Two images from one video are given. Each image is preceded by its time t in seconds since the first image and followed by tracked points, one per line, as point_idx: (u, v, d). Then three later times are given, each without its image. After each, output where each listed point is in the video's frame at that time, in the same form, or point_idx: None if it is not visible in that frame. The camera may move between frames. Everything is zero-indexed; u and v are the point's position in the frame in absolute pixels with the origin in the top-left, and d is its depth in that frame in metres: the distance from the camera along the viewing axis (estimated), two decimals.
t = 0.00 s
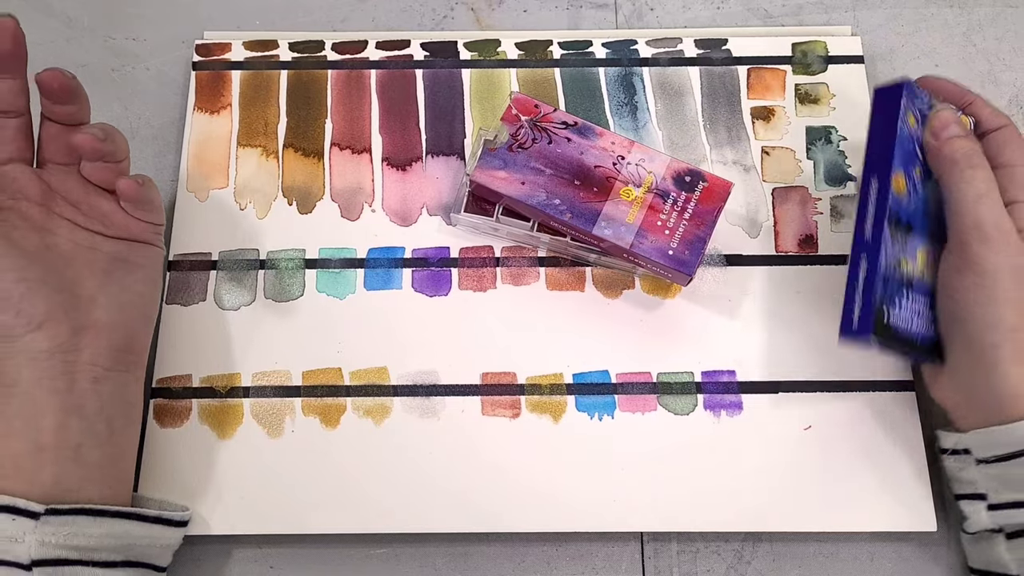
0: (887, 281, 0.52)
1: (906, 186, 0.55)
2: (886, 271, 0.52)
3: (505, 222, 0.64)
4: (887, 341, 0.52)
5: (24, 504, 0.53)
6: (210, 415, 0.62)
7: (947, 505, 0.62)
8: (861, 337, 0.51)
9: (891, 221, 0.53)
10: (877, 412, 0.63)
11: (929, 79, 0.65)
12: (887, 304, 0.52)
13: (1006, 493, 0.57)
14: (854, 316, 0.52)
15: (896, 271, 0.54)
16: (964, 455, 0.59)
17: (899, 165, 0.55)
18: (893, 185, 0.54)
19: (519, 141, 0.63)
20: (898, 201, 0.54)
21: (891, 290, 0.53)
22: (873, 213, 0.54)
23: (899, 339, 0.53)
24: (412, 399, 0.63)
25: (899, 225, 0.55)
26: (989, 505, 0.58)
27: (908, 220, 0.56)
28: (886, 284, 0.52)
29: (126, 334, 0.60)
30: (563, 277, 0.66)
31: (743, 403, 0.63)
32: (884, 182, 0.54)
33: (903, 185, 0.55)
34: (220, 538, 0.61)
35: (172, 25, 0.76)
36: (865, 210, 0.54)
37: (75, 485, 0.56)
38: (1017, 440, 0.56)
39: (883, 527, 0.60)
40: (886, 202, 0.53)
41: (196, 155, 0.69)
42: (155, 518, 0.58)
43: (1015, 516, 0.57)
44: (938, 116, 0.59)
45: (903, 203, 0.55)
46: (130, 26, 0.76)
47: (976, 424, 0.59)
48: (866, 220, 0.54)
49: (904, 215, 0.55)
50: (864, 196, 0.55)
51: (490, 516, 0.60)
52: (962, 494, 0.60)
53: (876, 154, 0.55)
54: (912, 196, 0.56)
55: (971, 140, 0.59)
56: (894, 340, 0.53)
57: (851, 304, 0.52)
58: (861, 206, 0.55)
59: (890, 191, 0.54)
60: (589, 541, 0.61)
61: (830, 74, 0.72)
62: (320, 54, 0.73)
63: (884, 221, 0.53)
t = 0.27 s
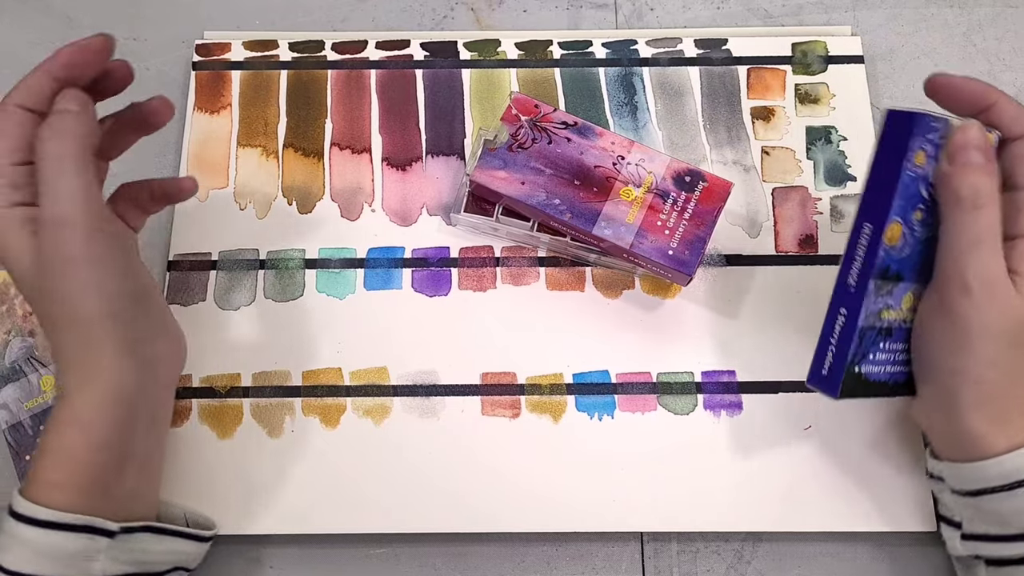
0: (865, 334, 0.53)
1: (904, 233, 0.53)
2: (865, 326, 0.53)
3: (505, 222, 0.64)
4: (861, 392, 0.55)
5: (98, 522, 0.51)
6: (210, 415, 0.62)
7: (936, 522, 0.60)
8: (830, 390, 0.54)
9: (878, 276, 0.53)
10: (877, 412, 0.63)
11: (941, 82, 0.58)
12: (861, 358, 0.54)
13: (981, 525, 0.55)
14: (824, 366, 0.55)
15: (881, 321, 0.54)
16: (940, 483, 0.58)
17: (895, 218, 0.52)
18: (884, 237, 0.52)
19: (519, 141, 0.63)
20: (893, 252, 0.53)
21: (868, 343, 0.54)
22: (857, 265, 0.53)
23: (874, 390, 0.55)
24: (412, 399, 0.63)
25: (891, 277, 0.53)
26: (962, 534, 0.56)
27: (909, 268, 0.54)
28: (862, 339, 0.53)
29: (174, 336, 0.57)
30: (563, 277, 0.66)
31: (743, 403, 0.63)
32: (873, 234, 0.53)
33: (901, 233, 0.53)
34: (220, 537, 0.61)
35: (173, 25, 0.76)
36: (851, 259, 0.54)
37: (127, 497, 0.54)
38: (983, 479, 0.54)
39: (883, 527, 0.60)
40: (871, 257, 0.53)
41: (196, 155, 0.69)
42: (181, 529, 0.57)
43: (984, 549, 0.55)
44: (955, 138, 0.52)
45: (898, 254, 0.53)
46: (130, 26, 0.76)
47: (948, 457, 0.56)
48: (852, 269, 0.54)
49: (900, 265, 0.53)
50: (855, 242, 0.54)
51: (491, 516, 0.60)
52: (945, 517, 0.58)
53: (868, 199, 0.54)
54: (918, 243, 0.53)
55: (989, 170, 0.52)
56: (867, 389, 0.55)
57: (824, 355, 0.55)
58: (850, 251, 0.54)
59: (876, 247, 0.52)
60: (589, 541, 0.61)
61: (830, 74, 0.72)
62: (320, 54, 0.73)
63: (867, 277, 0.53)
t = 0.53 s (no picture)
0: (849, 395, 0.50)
1: (890, 297, 0.48)
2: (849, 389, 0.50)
3: (505, 222, 0.64)
4: (841, 441, 0.54)
5: (171, 566, 0.49)
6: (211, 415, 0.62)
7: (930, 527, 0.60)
8: (814, 444, 0.52)
9: (865, 344, 0.48)
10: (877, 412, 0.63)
11: (921, 111, 0.54)
12: (846, 414, 0.51)
13: (963, 543, 0.55)
14: (810, 423, 0.52)
15: (862, 377, 0.51)
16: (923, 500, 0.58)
17: (888, 287, 0.46)
18: (874, 305, 0.46)
19: (519, 141, 0.63)
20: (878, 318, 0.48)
21: (852, 400, 0.51)
22: (846, 332, 0.47)
23: (851, 435, 0.54)
24: (412, 399, 0.63)
25: (874, 337, 0.49)
26: (945, 549, 0.57)
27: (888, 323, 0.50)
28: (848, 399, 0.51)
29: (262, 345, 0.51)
30: (563, 277, 0.66)
31: (743, 403, 0.63)
32: (868, 306, 0.46)
33: (886, 299, 0.48)
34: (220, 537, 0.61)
35: (173, 24, 0.76)
36: (843, 324, 0.47)
37: (190, 536, 0.51)
38: (959, 502, 0.55)
39: (882, 527, 0.60)
40: (862, 328, 0.47)
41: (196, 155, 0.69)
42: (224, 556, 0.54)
43: (960, 566, 0.55)
44: (959, 180, 0.47)
45: (883, 317, 0.49)
46: (131, 26, 0.76)
47: (930, 480, 0.57)
48: (839, 332, 0.48)
49: (883, 325, 0.49)
50: (840, 304, 0.47)
51: (492, 516, 0.60)
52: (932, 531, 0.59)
53: (860, 258, 0.45)
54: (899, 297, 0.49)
55: (994, 215, 0.48)
56: (846, 437, 0.54)
57: (809, 412, 0.51)
58: (837, 312, 0.48)
59: (868, 320, 0.47)
60: (589, 541, 0.61)
61: (830, 74, 0.72)
62: (320, 54, 0.73)
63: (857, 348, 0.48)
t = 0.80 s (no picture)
0: (841, 390, 0.51)
1: (874, 292, 0.49)
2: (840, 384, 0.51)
3: (505, 222, 0.64)
4: (836, 440, 0.54)
5: (223, 564, 0.53)
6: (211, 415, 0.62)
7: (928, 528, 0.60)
8: (810, 443, 0.53)
9: (852, 338, 0.49)
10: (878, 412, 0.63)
11: (885, 138, 0.55)
12: (838, 412, 0.53)
13: (960, 540, 0.55)
14: (804, 421, 0.53)
15: (853, 373, 0.52)
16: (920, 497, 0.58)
17: (870, 281, 0.47)
18: (857, 301, 0.47)
19: (519, 141, 0.63)
20: (865, 312, 0.49)
21: (844, 397, 0.52)
22: (832, 326, 0.49)
23: (846, 433, 0.55)
24: (412, 399, 0.63)
25: (863, 334, 0.50)
26: (942, 548, 0.57)
27: (875, 320, 0.51)
28: (840, 394, 0.52)
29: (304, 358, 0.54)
30: (563, 277, 0.66)
31: (743, 403, 0.63)
32: (849, 297, 0.47)
33: (871, 294, 0.48)
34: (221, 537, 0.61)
35: (173, 24, 0.76)
36: (828, 317, 0.49)
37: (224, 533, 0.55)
38: (956, 497, 0.55)
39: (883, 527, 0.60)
40: (847, 322, 0.48)
41: (197, 155, 0.69)
42: (245, 561, 0.57)
43: (959, 564, 0.55)
44: (934, 177, 0.47)
45: (869, 312, 0.49)
46: (130, 26, 0.76)
47: (925, 476, 0.57)
48: (825, 328, 0.49)
49: (870, 320, 0.50)
50: (826, 298, 0.49)
51: (492, 517, 0.60)
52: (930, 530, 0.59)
53: (842, 256, 0.47)
54: (885, 292, 0.50)
55: (970, 209, 0.48)
56: (841, 435, 0.55)
57: (803, 410, 0.53)
58: (823, 309, 0.49)
59: (852, 312, 0.47)
60: (590, 541, 0.61)
61: (830, 74, 0.72)
62: (320, 54, 0.73)
63: (844, 340, 0.49)
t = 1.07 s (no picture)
0: (839, 383, 0.52)
1: (873, 284, 0.50)
2: (838, 376, 0.51)
3: (505, 222, 0.64)
4: (833, 435, 0.54)
5: (225, 567, 0.53)
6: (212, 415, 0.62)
7: (926, 527, 0.60)
8: (807, 435, 0.54)
9: (850, 328, 0.50)
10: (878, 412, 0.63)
11: (885, 139, 0.55)
12: (836, 404, 0.53)
13: (958, 538, 0.55)
14: (801, 412, 0.53)
15: (851, 368, 0.52)
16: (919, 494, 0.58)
17: (869, 272, 0.48)
18: (856, 292, 0.48)
19: (519, 141, 0.63)
20: (863, 304, 0.50)
21: (841, 391, 0.53)
22: (830, 316, 0.50)
23: (844, 428, 0.55)
24: (412, 399, 0.63)
25: (860, 326, 0.51)
26: (941, 546, 0.57)
27: (873, 316, 0.52)
28: (837, 388, 0.52)
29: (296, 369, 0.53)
30: (563, 277, 0.66)
31: (743, 403, 0.63)
32: (847, 287, 0.48)
33: (869, 286, 0.49)
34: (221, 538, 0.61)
35: (173, 25, 0.76)
36: (826, 306, 0.50)
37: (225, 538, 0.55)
38: (954, 492, 0.54)
39: (883, 527, 0.60)
40: (845, 311, 0.49)
41: (197, 155, 0.69)
42: (247, 563, 0.57)
43: (958, 561, 0.55)
44: (933, 172, 0.48)
45: (867, 305, 0.50)
46: (130, 26, 0.76)
47: (922, 472, 0.57)
48: (823, 319, 0.50)
49: (868, 314, 0.51)
50: (824, 289, 0.50)
51: (492, 518, 0.60)
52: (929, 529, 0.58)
53: (841, 249, 0.48)
54: (883, 288, 0.51)
55: (968, 202, 0.48)
56: (840, 430, 0.55)
57: (800, 401, 0.53)
58: (821, 301, 0.50)
59: (849, 300, 0.48)
60: (590, 541, 0.61)
61: (830, 74, 0.72)
62: (320, 54, 0.73)
63: (842, 330, 0.50)
